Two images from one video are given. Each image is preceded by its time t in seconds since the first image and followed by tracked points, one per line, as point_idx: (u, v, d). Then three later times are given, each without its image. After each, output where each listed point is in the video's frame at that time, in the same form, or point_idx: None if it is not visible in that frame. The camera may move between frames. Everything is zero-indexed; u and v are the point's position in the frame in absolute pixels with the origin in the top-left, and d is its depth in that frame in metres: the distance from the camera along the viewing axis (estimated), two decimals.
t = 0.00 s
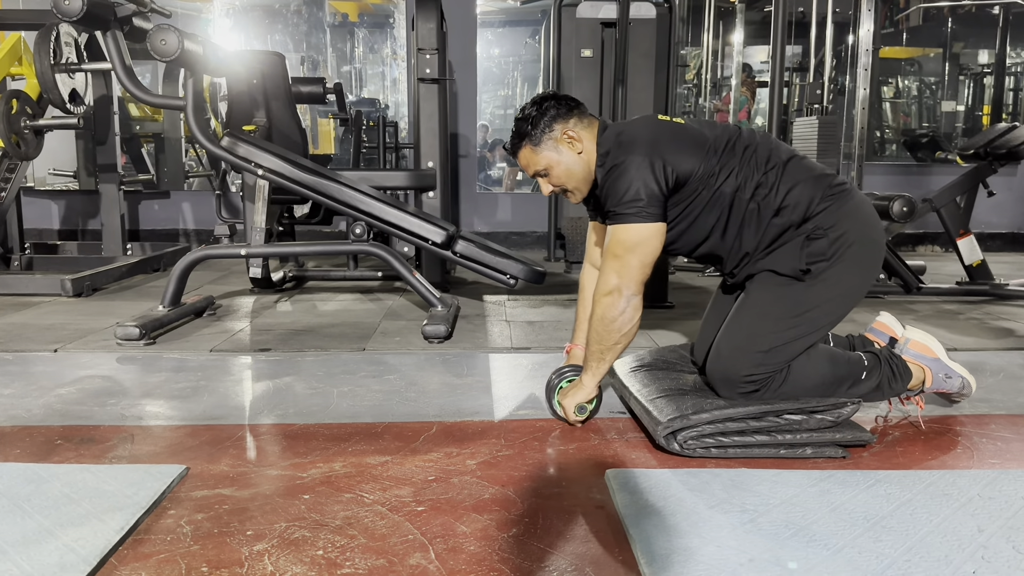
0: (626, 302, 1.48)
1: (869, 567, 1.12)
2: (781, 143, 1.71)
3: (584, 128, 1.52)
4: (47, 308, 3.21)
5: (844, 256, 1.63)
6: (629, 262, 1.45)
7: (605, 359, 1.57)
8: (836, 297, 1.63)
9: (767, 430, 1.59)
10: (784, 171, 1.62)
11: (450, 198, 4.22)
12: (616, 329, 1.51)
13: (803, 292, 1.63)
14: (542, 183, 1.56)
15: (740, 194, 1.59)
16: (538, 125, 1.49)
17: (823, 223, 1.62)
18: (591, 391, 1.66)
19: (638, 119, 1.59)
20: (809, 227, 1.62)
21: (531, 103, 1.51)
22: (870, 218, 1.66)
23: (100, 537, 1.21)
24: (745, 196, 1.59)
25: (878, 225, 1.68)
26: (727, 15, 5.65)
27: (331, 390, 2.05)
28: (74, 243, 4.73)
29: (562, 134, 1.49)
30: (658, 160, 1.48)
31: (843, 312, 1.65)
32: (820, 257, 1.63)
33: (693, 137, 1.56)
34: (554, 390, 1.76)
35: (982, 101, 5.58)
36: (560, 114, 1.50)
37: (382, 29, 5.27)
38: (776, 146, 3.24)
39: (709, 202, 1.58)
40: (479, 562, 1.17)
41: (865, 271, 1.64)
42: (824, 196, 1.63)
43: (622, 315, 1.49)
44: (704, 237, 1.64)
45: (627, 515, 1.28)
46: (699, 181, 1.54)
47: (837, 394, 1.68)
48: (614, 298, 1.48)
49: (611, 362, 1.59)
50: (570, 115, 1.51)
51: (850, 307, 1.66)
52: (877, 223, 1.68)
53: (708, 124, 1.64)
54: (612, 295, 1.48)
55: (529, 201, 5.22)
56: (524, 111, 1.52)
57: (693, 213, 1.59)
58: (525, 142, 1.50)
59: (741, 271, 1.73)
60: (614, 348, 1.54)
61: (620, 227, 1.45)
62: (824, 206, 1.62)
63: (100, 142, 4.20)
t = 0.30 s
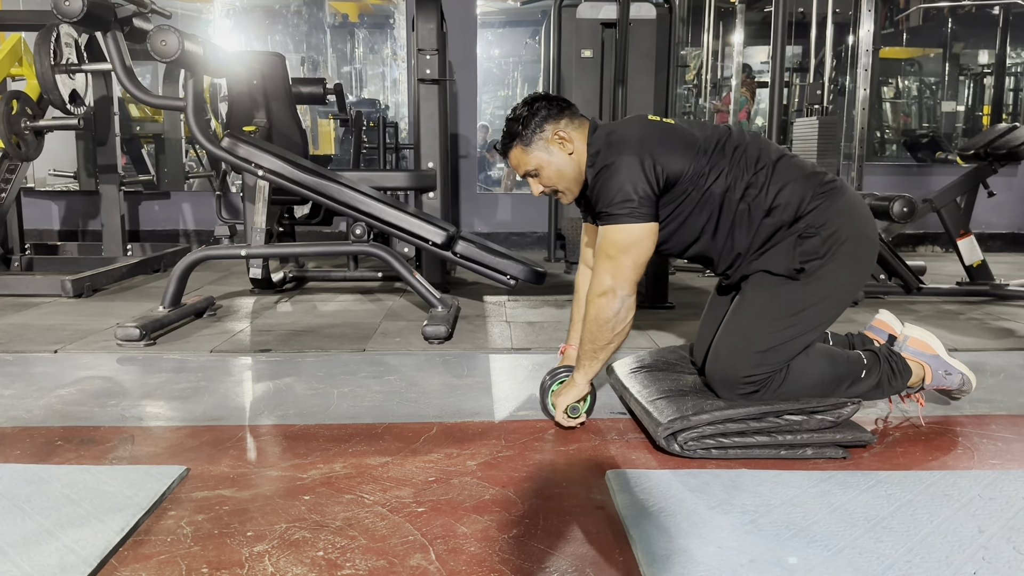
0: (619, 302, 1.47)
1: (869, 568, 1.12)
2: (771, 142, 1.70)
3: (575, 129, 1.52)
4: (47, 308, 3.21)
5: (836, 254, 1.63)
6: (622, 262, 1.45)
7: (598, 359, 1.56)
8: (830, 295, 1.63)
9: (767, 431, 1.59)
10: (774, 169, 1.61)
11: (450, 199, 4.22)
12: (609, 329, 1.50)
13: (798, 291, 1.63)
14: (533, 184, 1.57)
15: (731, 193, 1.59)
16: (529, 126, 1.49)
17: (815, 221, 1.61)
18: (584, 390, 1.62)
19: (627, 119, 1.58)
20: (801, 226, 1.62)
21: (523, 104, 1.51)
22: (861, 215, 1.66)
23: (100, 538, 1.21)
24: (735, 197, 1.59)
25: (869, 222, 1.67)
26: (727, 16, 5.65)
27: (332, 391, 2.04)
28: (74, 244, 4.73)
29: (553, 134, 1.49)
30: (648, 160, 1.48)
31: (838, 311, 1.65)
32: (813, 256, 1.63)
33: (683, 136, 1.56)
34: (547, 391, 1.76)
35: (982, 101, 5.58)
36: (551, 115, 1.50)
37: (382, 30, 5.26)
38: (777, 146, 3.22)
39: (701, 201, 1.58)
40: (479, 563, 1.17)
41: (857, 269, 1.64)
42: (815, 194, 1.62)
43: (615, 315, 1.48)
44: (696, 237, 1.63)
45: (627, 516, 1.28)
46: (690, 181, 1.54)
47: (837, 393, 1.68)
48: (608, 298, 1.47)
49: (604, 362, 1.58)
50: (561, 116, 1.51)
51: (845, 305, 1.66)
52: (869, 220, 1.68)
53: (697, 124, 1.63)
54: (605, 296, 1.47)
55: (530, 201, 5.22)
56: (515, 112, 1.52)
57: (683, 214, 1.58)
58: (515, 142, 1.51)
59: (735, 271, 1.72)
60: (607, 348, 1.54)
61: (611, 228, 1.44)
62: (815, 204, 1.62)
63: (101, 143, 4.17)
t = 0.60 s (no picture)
0: (608, 305, 1.48)
1: (871, 568, 1.12)
2: (761, 142, 1.71)
3: (567, 132, 1.53)
4: (48, 309, 3.21)
5: (830, 252, 1.62)
6: (611, 265, 1.45)
7: (587, 361, 1.57)
8: (824, 294, 1.63)
9: (768, 431, 1.60)
10: (765, 169, 1.61)
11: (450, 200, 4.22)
12: (597, 331, 1.51)
13: (793, 291, 1.63)
14: (522, 185, 1.56)
15: (722, 194, 1.59)
16: (520, 126, 1.50)
17: (807, 219, 1.61)
18: (571, 393, 1.66)
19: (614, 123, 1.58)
20: (793, 225, 1.62)
21: (515, 106, 1.52)
22: (854, 212, 1.66)
23: (101, 538, 1.21)
24: (726, 198, 1.59)
25: (862, 218, 1.67)
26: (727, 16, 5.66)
27: (332, 391, 2.05)
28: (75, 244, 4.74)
29: (544, 135, 1.50)
30: (637, 163, 1.48)
31: (832, 309, 1.65)
32: (807, 255, 1.62)
33: (672, 139, 1.56)
34: (534, 392, 1.75)
35: (982, 102, 5.58)
36: (543, 117, 1.51)
37: (382, 30, 5.22)
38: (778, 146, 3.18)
39: (693, 203, 1.58)
40: (480, 563, 1.17)
41: (850, 266, 1.64)
42: (806, 192, 1.62)
43: (604, 318, 1.49)
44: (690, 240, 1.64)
45: (628, 517, 1.28)
46: (680, 183, 1.54)
47: (838, 391, 1.68)
48: (596, 302, 1.48)
49: (592, 364, 1.59)
50: (553, 118, 1.52)
51: (841, 303, 1.66)
52: (862, 216, 1.68)
53: (686, 127, 1.64)
54: (594, 299, 1.47)
55: (530, 202, 5.22)
56: (508, 113, 1.53)
57: (676, 216, 1.58)
58: (506, 141, 1.51)
59: (729, 274, 1.73)
60: (595, 350, 1.54)
61: (599, 231, 1.44)
62: (806, 202, 1.62)
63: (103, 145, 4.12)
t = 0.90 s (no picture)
0: (599, 306, 1.48)
1: (872, 569, 1.12)
2: (749, 142, 1.71)
3: (556, 135, 1.54)
4: (49, 310, 3.21)
5: (822, 249, 1.63)
6: (601, 266, 1.45)
7: (578, 363, 1.57)
8: (817, 292, 1.63)
9: (768, 432, 1.59)
10: (753, 168, 1.62)
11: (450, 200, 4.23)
12: (589, 333, 1.50)
13: (787, 290, 1.63)
14: (507, 184, 1.57)
15: (712, 194, 1.59)
16: (510, 124, 1.51)
17: (798, 217, 1.62)
18: (564, 395, 1.66)
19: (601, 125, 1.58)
20: (783, 224, 1.62)
21: (507, 105, 1.53)
22: (844, 208, 1.67)
23: (102, 539, 1.21)
24: (716, 198, 1.60)
25: (852, 215, 1.68)
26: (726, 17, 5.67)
27: (333, 392, 2.05)
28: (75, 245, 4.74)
29: (534, 135, 1.51)
30: (626, 164, 1.48)
31: (827, 307, 1.65)
32: (799, 253, 1.63)
33: (660, 141, 1.57)
34: (527, 395, 1.75)
35: (982, 102, 5.58)
36: (533, 117, 1.52)
37: (382, 32, 5.20)
38: (776, 145, 3.05)
39: (684, 203, 1.58)
40: (480, 564, 1.17)
41: (842, 263, 1.64)
42: (795, 190, 1.63)
43: (595, 319, 1.49)
44: (683, 241, 1.64)
45: (628, 518, 1.28)
46: (671, 184, 1.54)
47: (838, 389, 1.68)
48: (587, 303, 1.48)
49: (584, 366, 1.59)
50: (544, 120, 1.53)
51: (835, 301, 1.66)
52: (852, 213, 1.68)
53: (674, 129, 1.64)
54: (585, 300, 1.48)
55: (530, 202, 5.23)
56: (499, 112, 1.54)
57: (666, 217, 1.59)
58: (495, 138, 1.52)
59: (722, 276, 1.73)
60: (588, 352, 1.54)
61: (588, 233, 1.45)
62: (795, 200, 1.63)
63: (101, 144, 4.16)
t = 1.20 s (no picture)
0: (574, 309, 1.48)
1: (873, 569, 1.12)
2: (738, 143, 1.72)
3: (549, 134, 1.54)
4: (49, 310, 3.21)
5: (815, 247, 1.63)
6: (581, 268, 1.45)
7: (550, 365, 1.57)
8: (812, 290, 1.62)
9: (769, 432, 1.59)
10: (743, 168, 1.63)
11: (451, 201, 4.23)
12: (562, 334, 1.50)
13: (781, 289, 1.63)
14: (496, 178, 1.56)
15: (704, 195, 1.59)
16: (504, 118, 1.51)
17: (789, 215, 1.62)
18: (535, 396, 1.66)
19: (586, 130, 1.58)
20: (775, 223, 1.63)
21: (502, 100, 1.53)
22: (835, 205, 1.67)
23: (103, 539, 1.21)
24: (707, 200, 1.60)
25: (844, 211, 1.68)
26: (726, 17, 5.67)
27: (334, 393, 2.04)
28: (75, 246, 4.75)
29: (526, 132, 1.51)
30: (614, 168, 1.48)
31: (821, 306, 1.65)
32: (791, 252, 1.63)
33: (649, 143, 1.57)
34: (501, 393, 1.75)
35: (982, 102, 5.59)
36: (528, 114, 1.52)
37: (382, 32, 5.20)
38: (776, 146, 3.04)
39: (676, 205, 1.58)
40: (481, 564, 1.17)
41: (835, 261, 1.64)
42: (785, 189, 1.64)
43: (570, 321, 1.49)
44: (677, 244, 1.64)
45: (629, 517, 1.28)
46: (661, 186, 1.54)
47: (838, 387, 1.69)
48: (563, 304, 1.48)
49: (556, 369, 1.59)
50: (538, 118, 1.54)
51: (830, 298, 1.66)
52: (843, 209, 1.69)
53: (663, 132, 1.65)
54: (561, 301, 1.48)
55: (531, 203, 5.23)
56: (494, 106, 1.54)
57: (658, 220, 1.59)
58: (488, 130, 1.51)
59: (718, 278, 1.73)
60: (559, 354, 1.54)
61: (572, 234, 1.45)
62: (786, 198, 1.63)
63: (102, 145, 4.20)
